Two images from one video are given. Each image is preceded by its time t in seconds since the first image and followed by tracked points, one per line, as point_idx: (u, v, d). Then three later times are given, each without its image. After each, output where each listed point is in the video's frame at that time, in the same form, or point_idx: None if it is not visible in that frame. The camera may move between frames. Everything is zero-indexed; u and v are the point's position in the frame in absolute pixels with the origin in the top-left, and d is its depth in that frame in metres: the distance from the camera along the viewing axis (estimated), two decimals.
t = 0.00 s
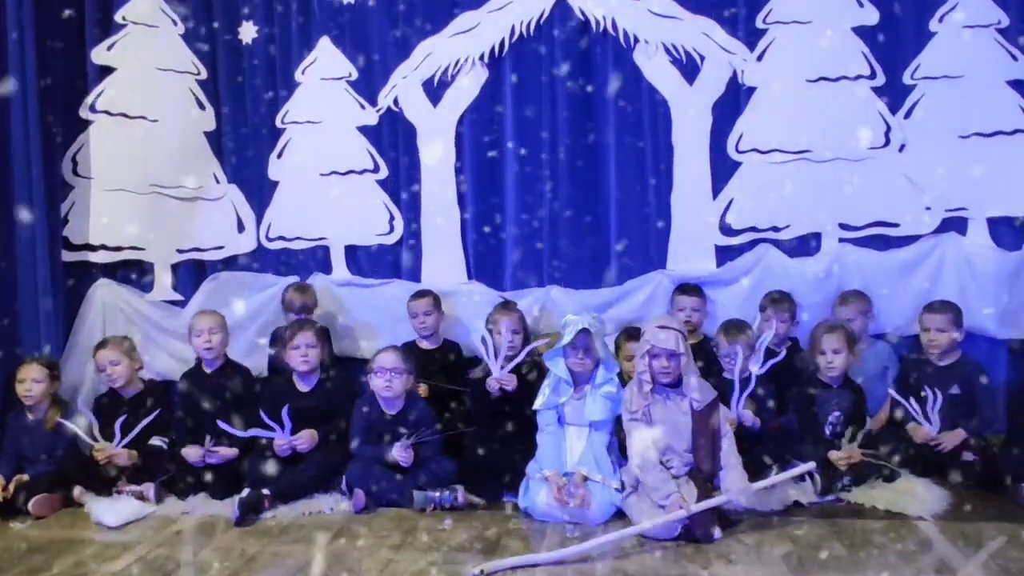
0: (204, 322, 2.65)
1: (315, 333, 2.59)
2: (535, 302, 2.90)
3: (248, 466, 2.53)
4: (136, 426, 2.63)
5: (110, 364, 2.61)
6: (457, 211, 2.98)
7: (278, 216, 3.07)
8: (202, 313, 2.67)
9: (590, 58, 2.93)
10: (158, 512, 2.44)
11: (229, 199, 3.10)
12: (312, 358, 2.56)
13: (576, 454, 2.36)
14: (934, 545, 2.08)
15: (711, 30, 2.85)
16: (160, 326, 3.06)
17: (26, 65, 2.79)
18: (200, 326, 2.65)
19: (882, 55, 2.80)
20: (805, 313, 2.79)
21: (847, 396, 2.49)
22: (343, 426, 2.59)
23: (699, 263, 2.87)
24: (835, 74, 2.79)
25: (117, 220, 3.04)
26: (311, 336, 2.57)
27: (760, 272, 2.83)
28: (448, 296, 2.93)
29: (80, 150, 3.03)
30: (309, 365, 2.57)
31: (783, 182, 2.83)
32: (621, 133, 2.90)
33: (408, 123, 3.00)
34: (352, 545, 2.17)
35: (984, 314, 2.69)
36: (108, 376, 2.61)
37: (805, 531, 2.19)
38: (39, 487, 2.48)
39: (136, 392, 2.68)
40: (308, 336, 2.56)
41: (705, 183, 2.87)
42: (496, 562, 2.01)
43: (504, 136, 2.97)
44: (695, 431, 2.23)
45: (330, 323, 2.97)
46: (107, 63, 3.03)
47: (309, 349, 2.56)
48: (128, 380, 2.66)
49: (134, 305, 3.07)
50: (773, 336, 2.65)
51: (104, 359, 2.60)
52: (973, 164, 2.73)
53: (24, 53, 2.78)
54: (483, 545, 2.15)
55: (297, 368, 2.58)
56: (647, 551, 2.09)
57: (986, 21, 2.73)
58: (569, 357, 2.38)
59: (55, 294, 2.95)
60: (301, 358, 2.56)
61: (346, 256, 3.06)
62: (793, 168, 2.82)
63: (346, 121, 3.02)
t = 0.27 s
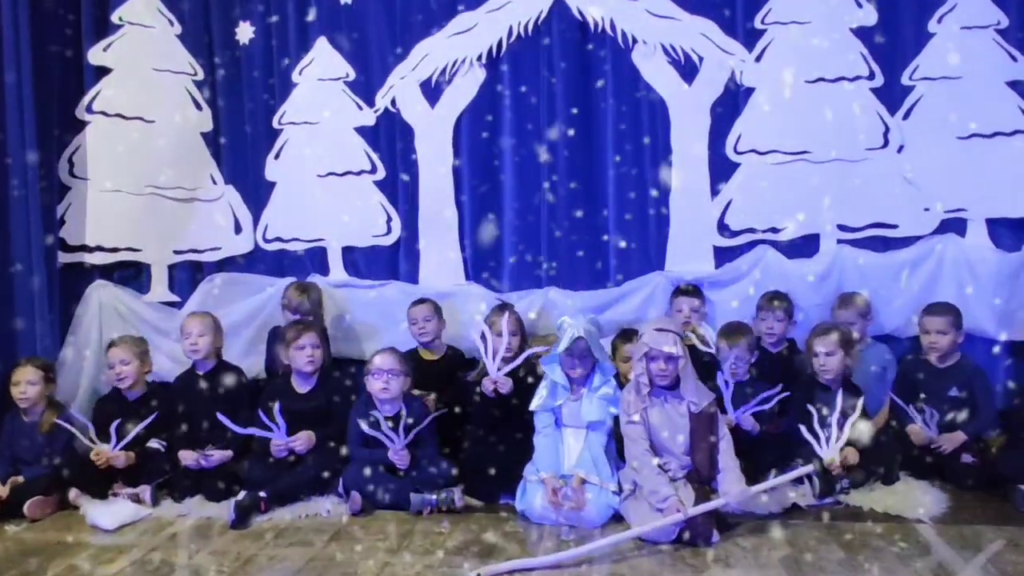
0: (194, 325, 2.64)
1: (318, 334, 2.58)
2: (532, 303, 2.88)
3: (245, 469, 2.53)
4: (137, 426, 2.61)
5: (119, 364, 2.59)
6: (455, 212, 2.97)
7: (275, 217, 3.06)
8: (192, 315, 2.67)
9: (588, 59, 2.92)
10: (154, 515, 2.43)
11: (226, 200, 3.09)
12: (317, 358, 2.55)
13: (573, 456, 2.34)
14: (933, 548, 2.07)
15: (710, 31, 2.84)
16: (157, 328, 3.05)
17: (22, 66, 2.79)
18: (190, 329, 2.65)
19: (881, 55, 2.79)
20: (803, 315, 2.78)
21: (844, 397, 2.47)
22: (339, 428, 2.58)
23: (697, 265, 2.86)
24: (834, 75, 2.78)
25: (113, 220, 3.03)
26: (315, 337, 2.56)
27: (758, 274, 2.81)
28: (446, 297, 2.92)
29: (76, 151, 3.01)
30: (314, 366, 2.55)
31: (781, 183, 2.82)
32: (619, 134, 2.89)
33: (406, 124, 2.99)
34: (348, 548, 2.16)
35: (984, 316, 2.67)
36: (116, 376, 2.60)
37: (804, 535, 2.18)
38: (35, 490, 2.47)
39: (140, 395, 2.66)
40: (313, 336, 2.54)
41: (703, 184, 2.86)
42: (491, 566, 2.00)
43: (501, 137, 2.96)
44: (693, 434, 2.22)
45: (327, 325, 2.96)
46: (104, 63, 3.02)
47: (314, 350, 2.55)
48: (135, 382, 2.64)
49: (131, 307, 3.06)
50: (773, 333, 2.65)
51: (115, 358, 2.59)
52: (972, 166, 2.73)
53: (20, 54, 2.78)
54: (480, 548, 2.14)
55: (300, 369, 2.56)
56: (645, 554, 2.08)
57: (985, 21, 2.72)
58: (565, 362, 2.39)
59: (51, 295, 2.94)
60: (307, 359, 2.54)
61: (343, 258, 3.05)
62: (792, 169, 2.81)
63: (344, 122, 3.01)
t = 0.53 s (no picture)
0: (209, 325, 2.64)
1: (318, 335, 2.58)
2: (529, 305, 2.87)
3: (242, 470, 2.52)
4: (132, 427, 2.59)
5: (127, 365, 2.59)
6: (452, 213, 2.97)
7: (273, 218, 3.05)
8: (207, 315, 2.66)
9: (586, 60, 2.91)
10: (150, 516, 2.43)
11: (223, 201, 3.09)
12: (317, 359, 2.55)
13: (570, 456, 2.33)
14: (931, 551, 2.06)
15: (708, 31, 2.83)
16: (154, 329, 3.04)
17: (19, 66, 2.79)
18: (207, 329, 2.64)
19: (880, 56, 2.79)
20: (802, 316, 2.77)
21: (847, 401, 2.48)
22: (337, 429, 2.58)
23: (695, 265, 2.86)
24: (832, 75, 2.77)
25: (110, 221, 3.03)
26: (315, 337, 2.56)
27: (756, 275, 2.80)
28: (444, 299, 2.92)
29: (74, 152, 3.02)
30: (314, 366, 2.55)
31: (779, 184, 2.81)
32: (616, 134, 2.88)
33: (404, 125, 2.99)
34: (344, 550, 2.16)
35: (983, 317, 2.67)
36: (123, 376, 2.60)
37: (801, 537, 2.17)
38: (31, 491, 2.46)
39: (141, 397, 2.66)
40: (314, 337, 2.54)
41: (702, 185, 2.85)
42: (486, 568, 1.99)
43: (499, 137, 2.95)
44: (690, 436, 2.21)
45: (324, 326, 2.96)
46: (101, 64, 3.02)
47: (314, 350, 2.55)
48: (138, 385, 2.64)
49: (128, 308, 3.05)
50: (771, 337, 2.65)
51: (126, 358, 2.59)
52: (971, 167, 2.72)
53: (17, 55, 2.78)
54: (477, 550, 2.13)
55: (299, 369, 2.56)
56: (642, 556, 2.08)
57: (984, 21, 2.72)
58: (560, 374, 2.38)
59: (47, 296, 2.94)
60: (307, 360, 2.54)
61: (341, 258, 3.05)
62: (790, 170, 2.81)
63: (341, 122, 3.00)
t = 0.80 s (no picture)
0: (223, 326, 2.63)
1: (317, 336, 2.57)
2: (528, 305, 2.86)
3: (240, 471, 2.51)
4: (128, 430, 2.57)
5: (128, 366, 2.58)
6: (451, 213, 2.96)
7: (271, 218, 3.05)
8: (221, 316, 2.65)
9: (585, 61, 2.91)
10: (148, 517, 2.42)
11: (222, 201, 3.08)
12: (316, 360, 2.55)
13: (569, 458, 2.34)
14: (930, 552, 2.06)
15: (707, 31, 2.83)
16: (153, 330, 3.03)
17: (17, 67, 2.78)
18: (220, 331, 2.63)
19: (879, 56, 2.78)
20: (800, 317, 2.77)
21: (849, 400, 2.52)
22: (334, 429, 2.57)
23: (694, 266, 2.85)
24: (831, 75, 2.77)
25: (108, 221, 3.03)
26: (315, 339, 2.55)
27: (755, 276, 2.80)
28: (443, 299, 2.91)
29: (71, 152, 3.02)
30: (312, 368, 2.55)
31: (779, 184, 2.81)
32: (615, 134, 2.88)
33: (402, 125, 2.98)
34: (342, 551, 2.15)
35: (981, 318, 2.66)
36: (123, 378, 2.58)
37: (800, 538, 2.17)
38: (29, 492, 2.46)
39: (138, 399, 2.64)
40: (313, 338, 2.54)
41: (701, 185, 2.85)
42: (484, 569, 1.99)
43: (498, 138, 2.95)
44: (688, 437, 2.21)
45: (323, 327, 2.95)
46: (99, 64, 3.01)
47: (314, 351, 2.54)
48: (137, 387, 2.62)
49: (126, 308, 3.04)
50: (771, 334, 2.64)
51: (127, 359, 2.58)
52: (971, 166, 2.71)
53: (15, 55, 2.77)
54: (475, 551, 2.13)
55: (298, 370, 2.55)
56: (640, 558, 2.07)
57: (983, 21, 2.71)
58: (555, 375, 2.39)
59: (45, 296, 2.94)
60: (306, 361, 2.53)
61: (340, 259, 3.04)
62: (789, 171, 2.80)
63: (340, 123, 3.00)
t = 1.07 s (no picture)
0: (219, 327, 2.63)
1: (315, 337, 2.56)
2: (527, 306, 2.86)
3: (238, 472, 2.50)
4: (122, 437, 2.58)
5: (110, 366, 2.58)
6: (450, 214, 2.96)
7: (270, 219, 3.05)
8: (216, 318, 2.66)
9: (584, 61, 2.90)
10: (146, 519, 2.42)
11: (220, 201, 3.08)
12: (312, 362, 2.54)
13: (567, 460, 2.33)
14: (929, 554, 2.05)
15: (706, 32, 2.83)
16: (151, 330, 3.03)
17: (15, 67, 2.78)
18: (216, 332, 2.63)
19: (878, 57, 2.78)
20: (799, 317, 2.77)
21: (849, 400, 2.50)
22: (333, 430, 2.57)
23: (693, 266, 2.85)
24: (830, 76, 2.76)
25: (106, 222, 3.02)
26: (312, 340, 2.54)
27: (754, 277, 2.80)
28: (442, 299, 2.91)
29: (70, 153, 3.01)
30: (308, 369, 2.54)
31: (778, 184, 2.81)
32: (614, 135, 2.88)
33: (401, 126, 2.98)
34: (341, 552, 2.15)
35: (981, 319, 2.66)
36: (107, 377, 2.58)
37: (799, 540, 2.16)
38: (28, 493, 2.45)
39: (123, 399, 2.65)
40: (310, 340, 2.53)
41: (699, 186, 2.84)
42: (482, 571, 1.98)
43: (497, 139, 2.94)
44: (687, 438, 2.21)
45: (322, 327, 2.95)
46: (97, 65, 3.01)
47: (310, 353, 2.54)
48: (121, 386, 2.62)
49: (124, 308, 3.04)
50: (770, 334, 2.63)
51: (109, 358, 2.57)
52: (970, 167, 2.71)
53: (13, 56, 2.77)
54: (473, 553, 2.12)
55: (296, 371, 2.55)
56: (639, 559, 2.07)
57: (982, 22, 2.71)
58: (551, 377, 2.39)
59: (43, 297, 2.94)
60: (302, 362, 2.53)
61: (338, 259, 3.04)
62: (788, 171, 2.80)
63: (338, 123, 3.00)
